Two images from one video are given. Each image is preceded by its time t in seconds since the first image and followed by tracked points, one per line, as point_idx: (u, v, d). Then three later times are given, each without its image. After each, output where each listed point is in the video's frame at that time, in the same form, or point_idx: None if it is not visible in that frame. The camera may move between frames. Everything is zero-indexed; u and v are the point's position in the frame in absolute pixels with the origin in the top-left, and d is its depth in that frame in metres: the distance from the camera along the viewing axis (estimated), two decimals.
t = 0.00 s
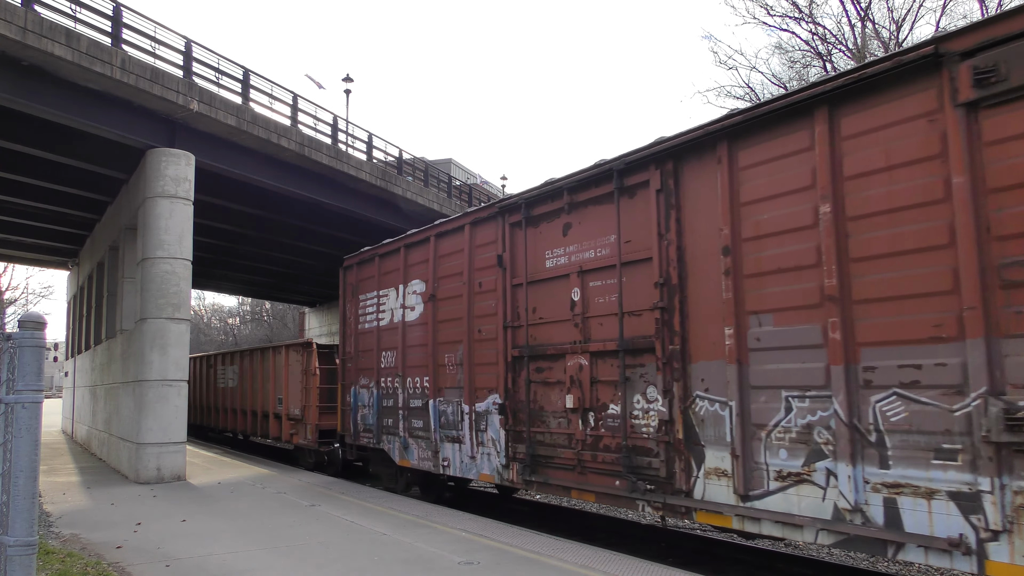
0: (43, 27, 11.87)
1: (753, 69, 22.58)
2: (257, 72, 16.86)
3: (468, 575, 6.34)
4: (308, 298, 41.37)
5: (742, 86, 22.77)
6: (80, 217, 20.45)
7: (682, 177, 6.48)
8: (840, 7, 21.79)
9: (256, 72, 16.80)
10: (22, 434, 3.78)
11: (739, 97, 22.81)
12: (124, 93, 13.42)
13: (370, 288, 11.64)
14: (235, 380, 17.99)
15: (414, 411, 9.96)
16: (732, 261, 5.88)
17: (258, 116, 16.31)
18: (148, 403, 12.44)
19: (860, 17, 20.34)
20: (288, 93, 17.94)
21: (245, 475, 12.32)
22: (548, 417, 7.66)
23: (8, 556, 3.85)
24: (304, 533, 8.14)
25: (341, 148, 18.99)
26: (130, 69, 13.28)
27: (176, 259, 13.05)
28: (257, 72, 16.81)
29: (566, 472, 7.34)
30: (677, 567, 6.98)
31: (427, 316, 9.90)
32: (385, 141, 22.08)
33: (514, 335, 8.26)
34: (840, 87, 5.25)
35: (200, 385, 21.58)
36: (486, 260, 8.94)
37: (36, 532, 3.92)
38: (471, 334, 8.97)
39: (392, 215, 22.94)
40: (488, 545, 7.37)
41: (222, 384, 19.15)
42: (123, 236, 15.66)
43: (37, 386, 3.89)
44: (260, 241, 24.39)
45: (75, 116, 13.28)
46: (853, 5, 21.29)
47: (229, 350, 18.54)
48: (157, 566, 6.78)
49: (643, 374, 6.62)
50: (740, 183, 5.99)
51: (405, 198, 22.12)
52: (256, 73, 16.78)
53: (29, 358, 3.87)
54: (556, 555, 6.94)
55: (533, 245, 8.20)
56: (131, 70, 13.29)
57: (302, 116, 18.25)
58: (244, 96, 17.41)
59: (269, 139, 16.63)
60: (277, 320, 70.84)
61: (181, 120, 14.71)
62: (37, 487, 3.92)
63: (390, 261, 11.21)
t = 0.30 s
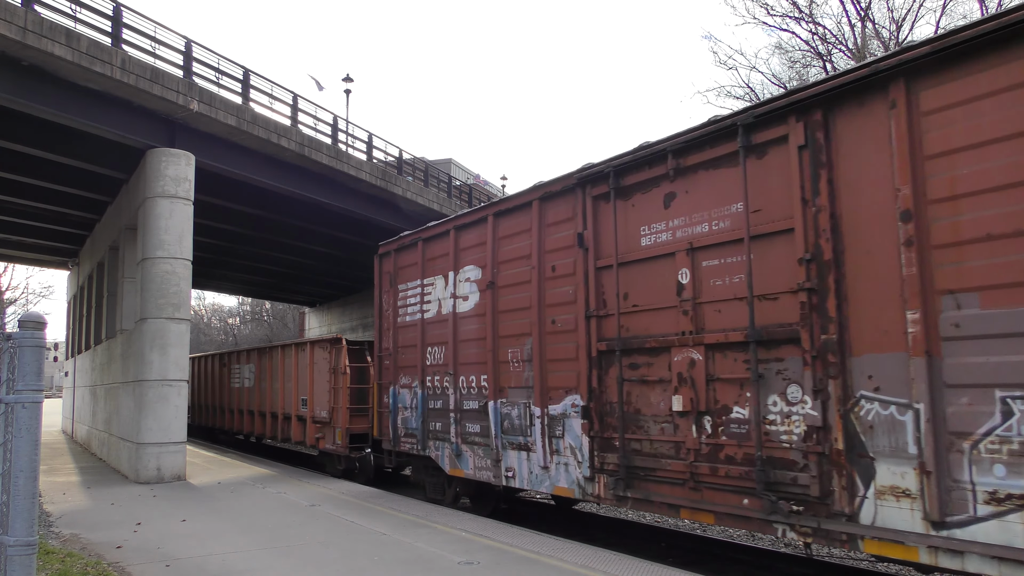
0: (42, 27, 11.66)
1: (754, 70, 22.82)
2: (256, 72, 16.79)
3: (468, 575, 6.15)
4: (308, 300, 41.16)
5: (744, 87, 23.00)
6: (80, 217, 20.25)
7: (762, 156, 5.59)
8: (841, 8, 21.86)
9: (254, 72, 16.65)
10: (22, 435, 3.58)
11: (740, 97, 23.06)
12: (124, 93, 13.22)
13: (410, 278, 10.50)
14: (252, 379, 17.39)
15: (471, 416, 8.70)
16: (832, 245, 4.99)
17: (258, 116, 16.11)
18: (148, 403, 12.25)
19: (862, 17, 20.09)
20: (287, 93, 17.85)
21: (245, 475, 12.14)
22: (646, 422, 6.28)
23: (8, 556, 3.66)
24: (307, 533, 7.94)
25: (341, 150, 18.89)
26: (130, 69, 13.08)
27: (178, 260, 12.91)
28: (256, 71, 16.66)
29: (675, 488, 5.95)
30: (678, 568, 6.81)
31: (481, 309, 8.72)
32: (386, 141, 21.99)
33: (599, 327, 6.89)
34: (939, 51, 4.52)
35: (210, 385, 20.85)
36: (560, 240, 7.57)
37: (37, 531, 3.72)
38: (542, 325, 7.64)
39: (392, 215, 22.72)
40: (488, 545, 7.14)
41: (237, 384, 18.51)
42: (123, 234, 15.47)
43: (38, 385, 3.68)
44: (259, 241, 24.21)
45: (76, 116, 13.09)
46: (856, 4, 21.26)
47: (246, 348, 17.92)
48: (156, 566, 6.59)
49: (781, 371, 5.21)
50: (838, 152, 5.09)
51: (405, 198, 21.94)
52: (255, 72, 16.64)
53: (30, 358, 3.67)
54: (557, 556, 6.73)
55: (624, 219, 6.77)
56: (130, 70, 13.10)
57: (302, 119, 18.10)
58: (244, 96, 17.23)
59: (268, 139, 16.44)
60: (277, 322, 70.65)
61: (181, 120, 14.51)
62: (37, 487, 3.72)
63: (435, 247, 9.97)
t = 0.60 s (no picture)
0: (42, 27, 12.14)
1: (753, 72, 23.27)
2: (257, 72, 17.52)
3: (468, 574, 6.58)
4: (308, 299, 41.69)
5: (744, 87, 23.42)
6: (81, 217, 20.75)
7: (754, 157, 6.07)
8: (839, 8, 22.21)
9: (254, 72, 17.41)
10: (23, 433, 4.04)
11: (739, 98, 23.48)
12: (125, 92, 13.72)
13: (463, 264, 9.81)
14: (272, 379, 16.55)
15: (546, 421, 7.91)
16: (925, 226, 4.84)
17: (258, 116, 16.59)
18: (148, 402, 12.74)
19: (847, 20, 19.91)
20: (287, 93, 18.63)
21: (245, 475, 12.63)
22: (787, 428, 5.50)
23: (9, 555, 4.11)
24: (302, 532, 8.42)
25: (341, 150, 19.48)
26: (129, 69, 13.57)
27: (178, 260, 13.43)
28: (255, 72, 17.43)
29: (833, 509, 5.17)
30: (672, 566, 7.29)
31: (558, 297, 7.94)
32: (386, 142, 22.97)
33: (719, 315, 6.09)
34: (913, 60, 4.97)
35: (223, 384, 20.18)
36: (661, 213, 6.81)
37: (36, 532, 4.18)
38: (638, 313, 6.88)
39: (391, 214, 23.18)
40: (489, 545, 7.62)
41: (255, 383, 17.72)
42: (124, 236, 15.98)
43: (36, 386, 4.17)
44: (259, 241, 24.71)
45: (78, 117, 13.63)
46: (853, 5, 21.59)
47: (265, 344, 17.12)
48: (155, 566, 7.07)
49: (865, 357, 5.03)
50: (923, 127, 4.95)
51: (405, 198, 22.36)
52: (255, 72, 17.42)
53: (30, 357, 4.16)
54: (556, 556, 7.21)
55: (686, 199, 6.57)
56: (130, 70, 13.58)
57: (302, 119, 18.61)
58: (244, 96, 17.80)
59: (269, 139, 16.92)
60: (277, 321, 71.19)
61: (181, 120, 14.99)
62: (36, 487, 4.17)
63: (500, 229, 9.16)
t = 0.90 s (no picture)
0: (42, 27, 12.01)
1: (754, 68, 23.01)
2: (256, 72, 17.50)
3: (468, 574, 6.43)
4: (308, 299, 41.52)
5: (745, 86, 23.15)
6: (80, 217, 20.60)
7: (947, 97, 4.76)
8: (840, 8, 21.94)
9: (254, 72, 17.48)
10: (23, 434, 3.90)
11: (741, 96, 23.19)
12: (124, 93, 13.58)
13: (532, 247, 8.55)
14: (300, 380, 15.55)
15: (646, 427, 6.69)
16: None
17: (258, 116, 16.47)
18: (148, 402, 12.60)
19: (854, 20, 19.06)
20: (287, 93, 18.73)
21: (245, 475, 12.48)
22: (1001, 437, 4.23)
23: (9, 555, 3.98)
24: (304, 533, 8.28)
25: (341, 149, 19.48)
26: (129, 69, 13.43)
27: (178, 261, 13.30)
28: (255, 72, 17.50)
29: None
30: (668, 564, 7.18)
31: (663, 279, 6.66)
32: (385, 141, 22.97)
33: (895, 295, 4.83)
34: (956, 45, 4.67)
35: (244, 384, 19.04)
36: (808, 173, 5.53)
37: (36, 531, 4.04)
38: (777, 295, 5.63)
39: (391, 215, 23.01)
40: (489, 545, 7.48)
41: (282, 384, 16.61)
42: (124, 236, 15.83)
43: (37, 386, 4.03)
44: (259, 241, 24.56)
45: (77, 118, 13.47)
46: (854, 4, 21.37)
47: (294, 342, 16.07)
48: (156, 566, 6.93)
49: None
50: None
51: (405, 197, 22.20)
52: (255, 72, 17.48)
53: (30, 357, 4.01)
54: (556, 556, 7.07)
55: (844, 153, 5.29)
56: (130, 70, 13.45)
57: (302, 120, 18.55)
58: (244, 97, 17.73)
59: (269, 139, 16.81)
60: (276, 321, 71.00)
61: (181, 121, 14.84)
62: (36, 487, 4.04)
63: (580, 202, 7.89)
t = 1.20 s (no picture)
0: (42, 27, 11.96)
1: (752, 68, 22.99)
2: (256, 72, 17.39)
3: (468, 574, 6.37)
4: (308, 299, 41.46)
5: (743, 86, 23.16)
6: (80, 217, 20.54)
7: None
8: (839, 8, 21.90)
9: (254, 72, 17.42)
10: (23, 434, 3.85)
11: (739, 96, 23.17)
12: (124, 93, 13.52)
13: (622, 223, 6.80)
14: (325, 380, 13.92)
15: (791, 436, 5.08)
16: None
17: (258, 116, 16.42)
18: (148, 402, 12.55)
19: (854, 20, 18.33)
20: (287, 93, 18.71)
21: (245, 475, 12.43)
22: None
23: (9, 555, 3.93)
24: (304, 533, 8.22)
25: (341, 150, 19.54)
26: (129, 69, 13.38)
27: (178, 261, 13.25)
28: (255, 71, 17.43)
29: None
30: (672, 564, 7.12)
31: (813, 254, 5.03)
32: (385, 141, 23.14)
33: None
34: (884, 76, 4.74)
35: (262, 384, 17.47)
36: None
37: (37, 531, 3.99)
38: (987, 271, 4.10)
39: (391, 214, 22.93)
40: (489, 545, 7.42)
41: (304, 383, 14.96)
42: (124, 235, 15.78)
43: (37, 386, 3.97)
44: (259, 241, 24.50)
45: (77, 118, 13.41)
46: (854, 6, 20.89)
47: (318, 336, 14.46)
48: (156, 566, 6.87)
49: None
50: None
51: (405, 197, 22.15)
52: (255, 72, 17.43)
53: (30, 358, 3.96)
54: (556, 556, 7.02)
55: None
56: (130, 70, 13.40)
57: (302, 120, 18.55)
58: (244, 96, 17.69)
59: (269, 139, 16.75)
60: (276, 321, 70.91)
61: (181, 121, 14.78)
62: (37, 487, 3.98)
63: (687, 164, 6.18)
